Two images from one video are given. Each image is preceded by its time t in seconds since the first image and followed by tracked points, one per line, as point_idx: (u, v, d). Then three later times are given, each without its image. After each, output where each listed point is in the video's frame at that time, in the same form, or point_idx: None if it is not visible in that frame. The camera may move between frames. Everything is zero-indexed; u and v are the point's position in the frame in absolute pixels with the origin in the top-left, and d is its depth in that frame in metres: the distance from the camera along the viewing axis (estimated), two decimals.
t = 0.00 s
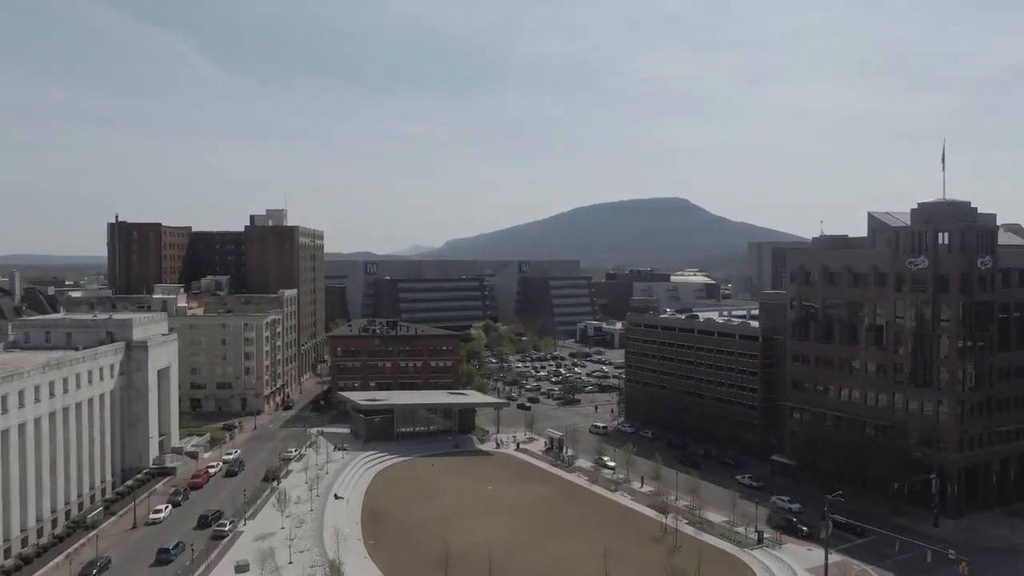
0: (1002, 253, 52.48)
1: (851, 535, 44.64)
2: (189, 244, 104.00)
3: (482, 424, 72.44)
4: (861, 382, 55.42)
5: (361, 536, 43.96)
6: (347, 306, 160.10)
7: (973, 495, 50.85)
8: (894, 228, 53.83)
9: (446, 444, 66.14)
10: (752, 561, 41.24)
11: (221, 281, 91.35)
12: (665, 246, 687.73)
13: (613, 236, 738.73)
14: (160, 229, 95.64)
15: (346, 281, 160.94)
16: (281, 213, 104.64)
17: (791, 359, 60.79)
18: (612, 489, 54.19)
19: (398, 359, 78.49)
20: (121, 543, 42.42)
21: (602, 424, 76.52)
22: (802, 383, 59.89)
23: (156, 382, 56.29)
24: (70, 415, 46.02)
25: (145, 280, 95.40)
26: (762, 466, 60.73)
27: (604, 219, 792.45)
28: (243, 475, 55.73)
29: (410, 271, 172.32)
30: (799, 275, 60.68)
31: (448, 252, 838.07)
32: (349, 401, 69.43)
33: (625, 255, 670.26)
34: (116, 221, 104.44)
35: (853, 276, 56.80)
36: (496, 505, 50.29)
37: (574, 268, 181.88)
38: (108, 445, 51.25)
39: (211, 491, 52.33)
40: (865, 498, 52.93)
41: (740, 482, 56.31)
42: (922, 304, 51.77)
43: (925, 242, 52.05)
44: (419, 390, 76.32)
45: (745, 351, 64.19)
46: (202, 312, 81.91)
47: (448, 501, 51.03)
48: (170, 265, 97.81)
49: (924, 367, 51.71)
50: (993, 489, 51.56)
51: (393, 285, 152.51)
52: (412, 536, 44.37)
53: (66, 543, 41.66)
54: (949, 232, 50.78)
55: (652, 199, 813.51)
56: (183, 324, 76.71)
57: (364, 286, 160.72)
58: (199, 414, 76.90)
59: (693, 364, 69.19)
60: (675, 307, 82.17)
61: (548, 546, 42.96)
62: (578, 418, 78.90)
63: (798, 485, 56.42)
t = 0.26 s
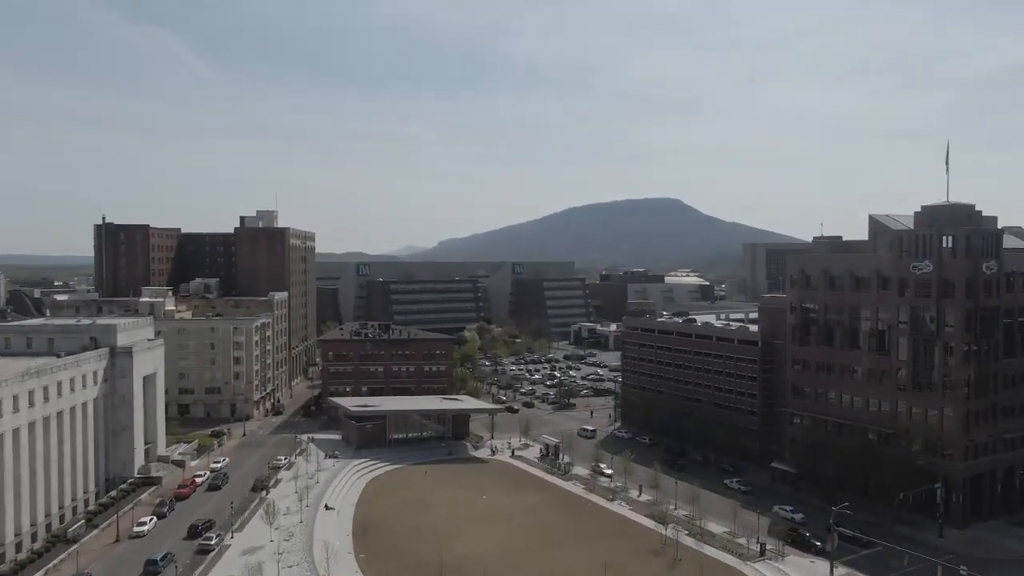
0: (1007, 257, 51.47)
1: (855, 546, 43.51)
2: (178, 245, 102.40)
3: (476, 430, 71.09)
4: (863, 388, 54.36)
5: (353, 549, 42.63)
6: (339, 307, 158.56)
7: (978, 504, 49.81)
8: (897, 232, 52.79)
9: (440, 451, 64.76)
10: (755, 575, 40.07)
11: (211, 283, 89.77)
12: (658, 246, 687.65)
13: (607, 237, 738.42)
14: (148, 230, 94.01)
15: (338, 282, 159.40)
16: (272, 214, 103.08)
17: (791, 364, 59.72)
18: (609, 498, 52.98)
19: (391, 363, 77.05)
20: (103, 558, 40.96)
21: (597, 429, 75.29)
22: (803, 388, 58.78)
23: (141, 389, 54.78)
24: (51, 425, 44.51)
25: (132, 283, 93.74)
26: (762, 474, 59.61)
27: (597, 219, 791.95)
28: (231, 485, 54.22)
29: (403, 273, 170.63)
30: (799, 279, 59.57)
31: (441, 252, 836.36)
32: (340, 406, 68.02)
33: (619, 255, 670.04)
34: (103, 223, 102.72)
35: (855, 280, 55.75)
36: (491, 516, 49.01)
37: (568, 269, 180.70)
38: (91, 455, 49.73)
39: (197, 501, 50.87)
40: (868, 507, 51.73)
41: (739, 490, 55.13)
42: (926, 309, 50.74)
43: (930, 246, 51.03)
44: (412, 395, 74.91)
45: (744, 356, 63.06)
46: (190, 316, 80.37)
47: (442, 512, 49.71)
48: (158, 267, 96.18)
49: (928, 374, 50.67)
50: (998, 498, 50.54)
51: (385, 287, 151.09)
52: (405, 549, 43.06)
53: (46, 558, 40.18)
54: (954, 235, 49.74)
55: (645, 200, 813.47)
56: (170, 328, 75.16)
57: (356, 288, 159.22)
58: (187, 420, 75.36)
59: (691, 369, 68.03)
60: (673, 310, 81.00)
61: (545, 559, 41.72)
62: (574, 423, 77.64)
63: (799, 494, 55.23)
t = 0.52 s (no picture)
0: (1014, 261, 50.31)
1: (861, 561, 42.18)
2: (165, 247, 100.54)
3: (469, 437, 69.54)
4: (866, 396, 53.08)
5: (342, 565, 41.08)
6: (329, 310, 156.70)
7: (985, 516, 48.58)
8: (901, 236, 51.56)
9: (432, 460, 63.18)
10: None
11: (198, 287, 87.94)
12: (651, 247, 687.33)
13: (599, 237, 737.72)
14: (134, 233, 92.17)
15: (329, 284, 157.54)
16: (261, 216, 101.32)
17: (792, 371, 58.44)
18: (607, 509, 51.55)
19: (382, 369, 75.43)
20: None
21: (593, 436, 73.85)
22: (803, 395, 57.50)
23: (124, 398, 53.06)
24: (27, 437, 42.76)
25: (118, 286, 91.87)
26: (762, 483, 58.29)
27: (589, 220, 791.41)
28: (216, 496, 52.55)
29: (395, 275, 168.92)
30: (799, 284, 58.32)
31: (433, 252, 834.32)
32: (330, 413, 66.37)
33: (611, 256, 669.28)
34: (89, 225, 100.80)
35: (857, 285, 54.50)
36: (486, 529, 47.52)
37: (562, 271, 179.33)
38: (71, 467, 47.99)
39: (182, 514, 49.19)
40: (872, 518, 50.43)
41: (740, 501, 53.76)
42: (931, 315, 49.51)
43: (935, 250, 49.80)
44: (403, 402, 73.29)
45: (743, 362, 61.75)
46: (177, 320, 78.60)
47: (434, 525, 48.20)
48: (144, 270, 94.29)
49: (933, 381, 49.41)
50: (1005, 509, 49.33)
51: (377, 290, 149.40)
52: (396, 565, 41.53)
53: None
54: (960, 240, 48.53)
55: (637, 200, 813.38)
56: (156, 333, 73.38)
57: (348, 290, 157.42)
58: (173, 427, 73.57)
59: (689, 375, 66.69)
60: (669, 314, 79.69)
61: None
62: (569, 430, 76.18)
63: (801, 504, 53.90)
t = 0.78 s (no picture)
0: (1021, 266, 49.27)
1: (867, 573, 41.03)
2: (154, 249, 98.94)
3: (464, 444, 68.24)
4: (869, 403, 52.00)
5: None
6: (322, 312, 155.21)
7: (992, 526, 47.55)
8: (906, 240, 50.43)
9: (426, 468, 61.82)
10: None
11: (187, 289, 86.40)
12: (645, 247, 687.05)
13: (593, 238, 737.03)
14: (122, 234, 90.63)
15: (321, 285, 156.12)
16: (252, 217, 99.83)
17: (793, 376, 57.33)
18: (606, 519, 50.32)
19: (375, 374, 74.06)
20: None
21: (590, 441, 72.61)
22: (805, 401, 56.40)
23: (108, 405, 51.57)
24: (7, 448, 41.25)
25: (106, 289, 90.31)
26: (763, 491, 57.17)
27: (583, 220, 791.00)
28: (205, 507, 51.13)
29: (389, 276, 167.40)
30: (800, 288, 57.19)
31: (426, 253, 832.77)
32: (322, 420, 64.91)
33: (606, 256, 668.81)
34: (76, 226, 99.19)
35: (860, 289, 53.41)
36: (481, 541, 46.26)
37: (556, 272, 178.24)
38: (53, 477, 46.46)
39: (168, 525, 47.71)
40: (877, 528, 49.36)
41: (741, 510, 52.59)
42: (937, 321, 48.40)
43: (941, 255, 48.69)
44: (397, 407, 71.89)
45: (743, 367, 60.62)
46: (165, 324, 77.08)
47: (428, 536, 46.93)
48: (133, 273, 92.68)
49: (939, 389, 48.29)
50: (1012, 518, 48.32)
51: (370, 291, 147.96)
52: None
53: None
54: (967, 244, 47.44)
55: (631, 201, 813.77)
56: (144, 337, 71.84)
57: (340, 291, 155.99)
58: (161, 433, 72.02)
59: (687, 380, 65.54)
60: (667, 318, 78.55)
61: None
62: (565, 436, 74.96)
63: (803, 513, 52.77)
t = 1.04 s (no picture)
0: None
1: None
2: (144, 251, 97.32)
3: (459, 451, 66.89)
4: (874, 411, 50.87)
5: None
6: (315, 314, 153.69)
7: (999, 536, 46.48)
8: (912, 244, 49.32)
9: (420, 476, 60.46)
10: None
11: (177, 292, 84.84)
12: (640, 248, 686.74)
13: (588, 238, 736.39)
14: (110, 236, 89.03)
15: (315, 287, 154.64)
16: (243, 218, 98.27)
17: (794, 382, 56.18)
18: (604, 529, 49.06)
19: (368, 379, 72.63)
20: None
21: (588, 448, 71.33)
22: (807, 408, 55.27)
23: (93, 413, 50.08)
24: None
25: (93, 292, 88.69)
26: (765, 499, 55.99)
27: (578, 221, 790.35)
28: (192, 518, 49.67)
29: (383, 277, 165.85)
30: (802, 291, 56.02)
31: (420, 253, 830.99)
32: (314, 427, 63.48)
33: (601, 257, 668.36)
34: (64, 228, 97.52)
35: (864, 294, 52.27)
36: (476, 553, 44.97)
37: (552, 273, 177.12)
38: (35, 489, 44.95)
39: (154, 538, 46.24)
40: (883, 538, 48.21)
41: (743, 520, 51.35)
42: (944, 326, 47.29)
43: (947, 259, 47.59)
44: (390, 413, 70.48)
45: (744, 372, 59.42)
46: (154, 328, 75.54)
47: (423, 548, 45.62)
48: (121, 275, 91.05)
49: (946, 396, 47.17)
50: (1020, 528, 47.27)
51: (364, 293, 146.51)
52: None
53: None
54: (975, 248, 46.35)
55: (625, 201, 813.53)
56: (131, 342, 70.32)
57: (334, 293, 154.62)
58: (149, 440, 70.50)
59: (686, 385, 64.33)
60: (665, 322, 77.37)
61: None
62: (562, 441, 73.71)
63: (806, 523, 51.56)
